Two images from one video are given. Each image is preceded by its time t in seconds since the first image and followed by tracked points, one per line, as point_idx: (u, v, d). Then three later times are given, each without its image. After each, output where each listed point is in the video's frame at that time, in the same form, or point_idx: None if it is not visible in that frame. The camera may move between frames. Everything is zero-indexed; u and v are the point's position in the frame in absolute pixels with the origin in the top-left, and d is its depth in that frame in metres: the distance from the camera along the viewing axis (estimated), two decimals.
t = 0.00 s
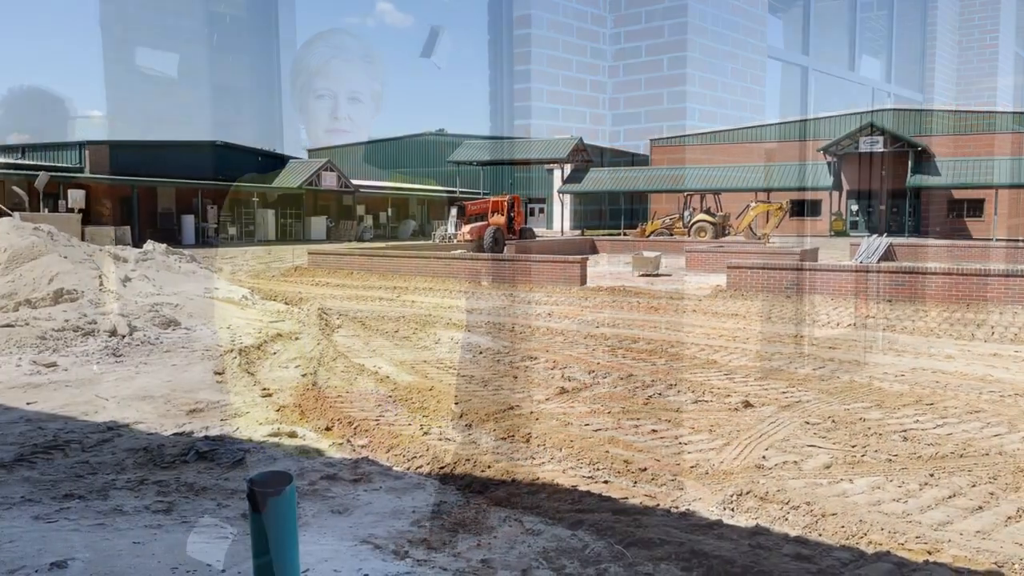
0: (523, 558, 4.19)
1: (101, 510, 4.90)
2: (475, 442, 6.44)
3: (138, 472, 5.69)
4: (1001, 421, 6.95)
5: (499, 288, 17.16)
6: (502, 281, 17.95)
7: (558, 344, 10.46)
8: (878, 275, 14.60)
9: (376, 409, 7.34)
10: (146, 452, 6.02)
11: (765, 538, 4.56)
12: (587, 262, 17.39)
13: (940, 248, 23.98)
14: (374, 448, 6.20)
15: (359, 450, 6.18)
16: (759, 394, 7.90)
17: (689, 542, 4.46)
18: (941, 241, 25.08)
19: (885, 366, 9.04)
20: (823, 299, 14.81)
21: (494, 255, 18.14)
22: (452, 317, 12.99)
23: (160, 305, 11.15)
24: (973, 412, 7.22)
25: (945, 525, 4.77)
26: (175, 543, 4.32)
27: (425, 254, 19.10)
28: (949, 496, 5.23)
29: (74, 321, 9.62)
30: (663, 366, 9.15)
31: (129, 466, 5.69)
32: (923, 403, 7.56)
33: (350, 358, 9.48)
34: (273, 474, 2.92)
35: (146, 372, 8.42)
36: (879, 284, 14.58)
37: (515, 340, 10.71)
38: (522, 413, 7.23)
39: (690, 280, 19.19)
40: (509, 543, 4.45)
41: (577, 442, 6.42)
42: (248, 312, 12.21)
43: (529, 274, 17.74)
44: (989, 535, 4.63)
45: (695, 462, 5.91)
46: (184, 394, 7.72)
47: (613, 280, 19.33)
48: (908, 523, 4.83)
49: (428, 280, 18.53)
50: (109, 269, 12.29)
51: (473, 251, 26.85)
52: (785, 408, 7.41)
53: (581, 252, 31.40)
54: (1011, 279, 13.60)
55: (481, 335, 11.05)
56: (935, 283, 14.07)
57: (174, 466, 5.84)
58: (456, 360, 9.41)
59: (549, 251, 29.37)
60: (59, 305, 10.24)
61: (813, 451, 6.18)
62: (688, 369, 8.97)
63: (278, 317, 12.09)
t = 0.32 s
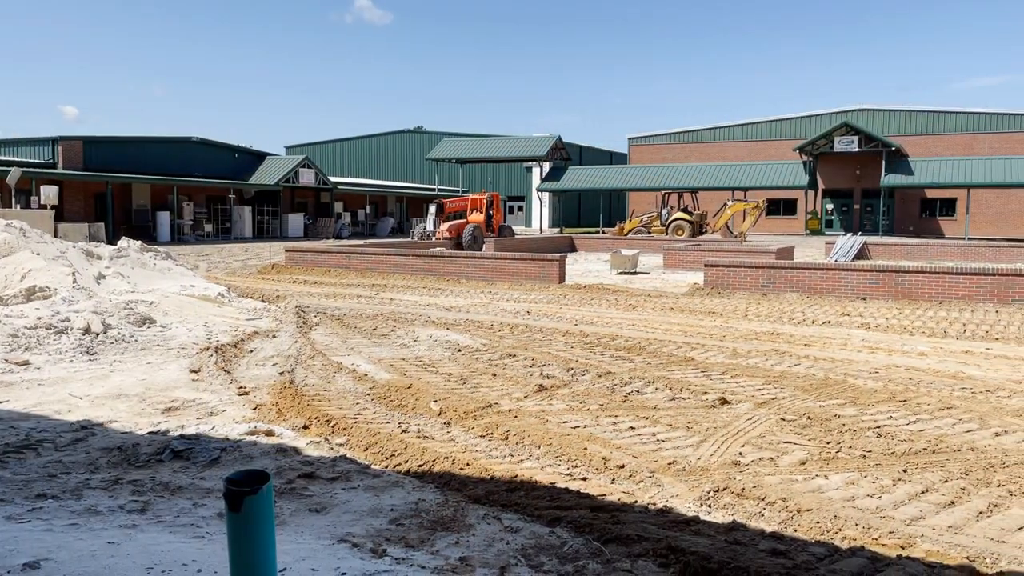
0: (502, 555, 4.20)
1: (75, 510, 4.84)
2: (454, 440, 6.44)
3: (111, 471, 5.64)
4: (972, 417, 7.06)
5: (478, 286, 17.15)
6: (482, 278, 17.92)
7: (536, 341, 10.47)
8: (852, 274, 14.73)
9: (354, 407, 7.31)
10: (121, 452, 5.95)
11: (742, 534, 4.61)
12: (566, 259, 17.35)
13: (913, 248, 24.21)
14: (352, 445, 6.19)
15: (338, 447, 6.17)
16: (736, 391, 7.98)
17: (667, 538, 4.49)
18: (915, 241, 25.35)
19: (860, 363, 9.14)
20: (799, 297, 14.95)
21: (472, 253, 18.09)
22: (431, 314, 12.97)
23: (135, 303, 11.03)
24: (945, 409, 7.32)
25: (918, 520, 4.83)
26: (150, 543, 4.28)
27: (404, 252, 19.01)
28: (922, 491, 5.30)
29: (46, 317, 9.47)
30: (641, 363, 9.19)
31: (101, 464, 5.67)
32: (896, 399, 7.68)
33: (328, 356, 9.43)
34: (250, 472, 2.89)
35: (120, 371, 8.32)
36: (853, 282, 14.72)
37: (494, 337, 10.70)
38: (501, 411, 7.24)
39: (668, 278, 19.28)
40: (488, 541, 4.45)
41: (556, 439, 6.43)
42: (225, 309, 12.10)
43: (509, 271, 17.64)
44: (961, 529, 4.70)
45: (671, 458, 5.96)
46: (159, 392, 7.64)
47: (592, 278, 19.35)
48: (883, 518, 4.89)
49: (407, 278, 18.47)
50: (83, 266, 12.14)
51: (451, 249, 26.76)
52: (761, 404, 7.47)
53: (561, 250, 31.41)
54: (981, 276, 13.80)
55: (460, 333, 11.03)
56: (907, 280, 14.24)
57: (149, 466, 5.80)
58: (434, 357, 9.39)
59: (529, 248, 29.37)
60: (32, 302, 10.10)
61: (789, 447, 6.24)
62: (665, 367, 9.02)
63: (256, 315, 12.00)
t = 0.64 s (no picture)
0: (469, 554, 4.18)
1: (31, 512, 4.73)
2: (420, 439, 6.40)
3: (68, 472, 5.53)
4: (930, 413, 7.21)
5: (445, 284, 17.09)
6: (449, 277, 17.87)
7: (503, 339, 10.46)
8: (813, 272, 14.95)
9: (318, 406, 7.24)
10: (78, 453, 5.82)
11: (705, 530, 4.65)
12: (533, 256, 17.34)
13: (873, 247, 24.65)
14: (315, 445, 6.14)
15: (301, 447, 6.11)
16: (699, 388, 8.06)
17: (632, 534, 4.51)
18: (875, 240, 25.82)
19: (821, 360, 9.29)
20: (762, 295, 15.13)
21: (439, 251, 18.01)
22: (397, 312, 12.89)
23: (93, 301, 10.80)
24: (903, 405, 7.46)
25: (877, 515, 4.92)
26: (109, 545, 4.19)
27: (371, 249, 18.86)
28: (881, 486, 5.40)
29: None
30: (607, 361, 9.23)
31: (58, 467, 5.56)
32: (856, 395, 7.81)
33: (292, 355, 9.32)
34: (212, 473, 2.85)
35: (78, 370, 8.13)
36: (813, 280, 14.95)
37: (460, 336, 10.67)
38: (467, 409, 7.22)
39: (634, 276, 19.40)
40: (453, 540, 4.43)
41: (522, 437, 6.43)
42: (186, 307, 11.90)
43: (477, 268, 17.60)
44: (919, 523, 4.78)
45: (636, 456, 6.00)
46: (118, 392, 7.48)
47: (559, 276, 19.38)
48: (843, 512, 4.97)
49: (373, 276, 18.33)
50: (39, 262, 11.84)
51: (418, 247, 26.63)
52: (725, 401, 7.54)
53: (528, 248, 31.45)
54: (938, 274, 14.09)
55: (426, 331, 10.98)
56: (867, 278, 14.50)
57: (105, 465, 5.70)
58: (400, 356, 9.32)
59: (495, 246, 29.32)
60: None
61: (752, 444, 6.31)
62: (631, 364, 9.07)
63: (218, 313, 11.80)
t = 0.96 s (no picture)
0: (433, 554, 4.17)
1: None
2: (384, 438, 6.37)
3: (24, 474, 5.42)
4: (887, 409, 7.35)
5: (409, 283, 17.03)
6: (413, 275, 17.80)
7: (468, 338, 10.45)
8: (773, 271, 15.17)
9: (281, 406, 7.16)
10: (34, 454, 5.70)
11: (668, 527, 4.69)
12: (498, 255, 17.32)
13: (832, 246, 25.03)
14: (278, 445, 6.08)
15: (263, 448, 6.04)
16: (662, 385, 8.13)
17: (596, 531, 4.53)
18: (834, 240, 26.26)
19: (782, 358, 9.44)
20: (723, 294, 15.31)
21: (404, 250, 17.93)
22: (361, 311, 12.81)
23: (48, 300, 10.57)
24: (861, 401, 7.61)
25: (836, 509, 5.01)
26: (65, 548, 4.12)
27: (334, 248, 18.70)
28: (839, 481, 5.50)
29: None
30: (571, 359, 9.27)
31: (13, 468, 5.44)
32: (815, 392, 7.94)
33: (254, 354, 9.20)
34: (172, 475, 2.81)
35: (32, 370, 7.96)
36: (773, 279, 15.17)
37: (425, 334, 10.64)
38: (431, 408, 7.20)
39: (598, 275, 19.48)
40: (418, 539, 4.42)
41: (487, 436, 6.43)
42: (145, 306, 11.70)
43: (442, 268, 17.55)
44: (876, 518, 4.89)
45: (600, 453, 6.04)
46: (74, 393, 7.33)
47: (524, 275, 19.38)
48: (802, 507, 5.05)
49: (336, 275, 18.19)
50: None
51: (382, 245, 26.66)
52: (688, 399, 7.62)
53: (493, 247, 31.41)
54: (894, 273, 14.38)
55: (390, 330, 10.91)
56: (826, 278, 14.76)
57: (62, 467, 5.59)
58: (365, 355, 9.26)
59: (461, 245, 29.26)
60: None
61: (714, 440, 6.38)
62: (595, 362, 9.12)
63: (178, 312, 11.63)
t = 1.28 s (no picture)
0: (389, 555, 4.13)
1: None
2: (338, 439, 6.30)
3: None
4: (835, 406, 7.51)
5: (365, 281, 16.94)
6: (369, 274, 17.67)
7: (423, 337, 10.39)
8: (725, 270, 15.40)
9: (232, 407, 7.04)
10: None
11: (623, 524, 4.72)
12: (454, 254, 17.26)
13: (783, 246, 25.47)
14: (229, 448, 5.96)
15: (214, 450, 5.92)
16: (618, 384, 8.19)
17: (551, 529, 4.54)
18: (785, 241, 26.75)
19: (734, 356, 9.59)
20: (677, 293, 15.49)
21: (359, 249, 17.78)
22: (315, 311, 12.67)
23: None
24: (811, 398, 7.75)
25: (786, 505, 5.10)
26: (6, 555, 3.98)
27: (288, 246, 18.45)
28: (790, 477, 5.59)
29: None
30: (527, 358, 9.28)
31: None
32: (767, 389, 8.07)
33: (204, 355, 9.03)
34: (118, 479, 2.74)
35: None
36: (726, 277, 15.40)
37: (381, 334, 10.53)
38: (387, 408, 7.15)
39: (554, 274, 19.52)
40: (372, 541, 4.38)
41: (443, 436, 6.40)
42: (90, 306, 11.39)
43: (397, 267, 17.45)
44: (825, 512, 4.98)
45: (555, 452, 6.05)
46: (16, 395, 7.11)
47: (481, 274, 19.34)
48: (754, 503, 5.13)
49: (290, 273, 17.96)
50: None
51: (337, 243, 26.46)
52: (643, 397, 7.68)
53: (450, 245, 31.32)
54: (843, 273, 14.70)
55: (344, 330, 10.79)
56: (777, 277, 15.02)
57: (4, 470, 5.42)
58: (319, 355, 9.15)
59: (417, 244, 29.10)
60: None
61: (669, 438, 6.44)
62: (551, 361, 9.14)
63: (126, 312, 11.33)
